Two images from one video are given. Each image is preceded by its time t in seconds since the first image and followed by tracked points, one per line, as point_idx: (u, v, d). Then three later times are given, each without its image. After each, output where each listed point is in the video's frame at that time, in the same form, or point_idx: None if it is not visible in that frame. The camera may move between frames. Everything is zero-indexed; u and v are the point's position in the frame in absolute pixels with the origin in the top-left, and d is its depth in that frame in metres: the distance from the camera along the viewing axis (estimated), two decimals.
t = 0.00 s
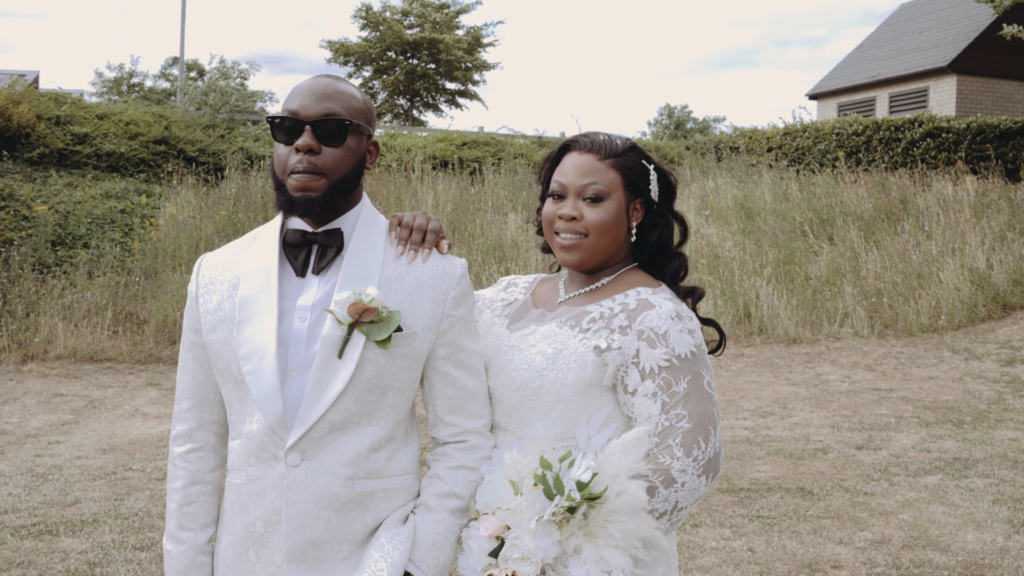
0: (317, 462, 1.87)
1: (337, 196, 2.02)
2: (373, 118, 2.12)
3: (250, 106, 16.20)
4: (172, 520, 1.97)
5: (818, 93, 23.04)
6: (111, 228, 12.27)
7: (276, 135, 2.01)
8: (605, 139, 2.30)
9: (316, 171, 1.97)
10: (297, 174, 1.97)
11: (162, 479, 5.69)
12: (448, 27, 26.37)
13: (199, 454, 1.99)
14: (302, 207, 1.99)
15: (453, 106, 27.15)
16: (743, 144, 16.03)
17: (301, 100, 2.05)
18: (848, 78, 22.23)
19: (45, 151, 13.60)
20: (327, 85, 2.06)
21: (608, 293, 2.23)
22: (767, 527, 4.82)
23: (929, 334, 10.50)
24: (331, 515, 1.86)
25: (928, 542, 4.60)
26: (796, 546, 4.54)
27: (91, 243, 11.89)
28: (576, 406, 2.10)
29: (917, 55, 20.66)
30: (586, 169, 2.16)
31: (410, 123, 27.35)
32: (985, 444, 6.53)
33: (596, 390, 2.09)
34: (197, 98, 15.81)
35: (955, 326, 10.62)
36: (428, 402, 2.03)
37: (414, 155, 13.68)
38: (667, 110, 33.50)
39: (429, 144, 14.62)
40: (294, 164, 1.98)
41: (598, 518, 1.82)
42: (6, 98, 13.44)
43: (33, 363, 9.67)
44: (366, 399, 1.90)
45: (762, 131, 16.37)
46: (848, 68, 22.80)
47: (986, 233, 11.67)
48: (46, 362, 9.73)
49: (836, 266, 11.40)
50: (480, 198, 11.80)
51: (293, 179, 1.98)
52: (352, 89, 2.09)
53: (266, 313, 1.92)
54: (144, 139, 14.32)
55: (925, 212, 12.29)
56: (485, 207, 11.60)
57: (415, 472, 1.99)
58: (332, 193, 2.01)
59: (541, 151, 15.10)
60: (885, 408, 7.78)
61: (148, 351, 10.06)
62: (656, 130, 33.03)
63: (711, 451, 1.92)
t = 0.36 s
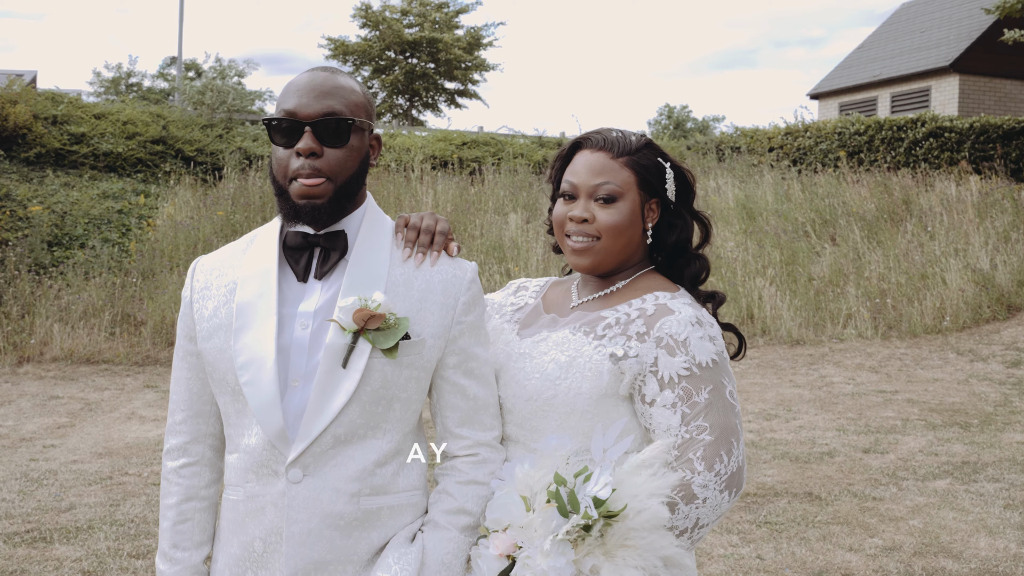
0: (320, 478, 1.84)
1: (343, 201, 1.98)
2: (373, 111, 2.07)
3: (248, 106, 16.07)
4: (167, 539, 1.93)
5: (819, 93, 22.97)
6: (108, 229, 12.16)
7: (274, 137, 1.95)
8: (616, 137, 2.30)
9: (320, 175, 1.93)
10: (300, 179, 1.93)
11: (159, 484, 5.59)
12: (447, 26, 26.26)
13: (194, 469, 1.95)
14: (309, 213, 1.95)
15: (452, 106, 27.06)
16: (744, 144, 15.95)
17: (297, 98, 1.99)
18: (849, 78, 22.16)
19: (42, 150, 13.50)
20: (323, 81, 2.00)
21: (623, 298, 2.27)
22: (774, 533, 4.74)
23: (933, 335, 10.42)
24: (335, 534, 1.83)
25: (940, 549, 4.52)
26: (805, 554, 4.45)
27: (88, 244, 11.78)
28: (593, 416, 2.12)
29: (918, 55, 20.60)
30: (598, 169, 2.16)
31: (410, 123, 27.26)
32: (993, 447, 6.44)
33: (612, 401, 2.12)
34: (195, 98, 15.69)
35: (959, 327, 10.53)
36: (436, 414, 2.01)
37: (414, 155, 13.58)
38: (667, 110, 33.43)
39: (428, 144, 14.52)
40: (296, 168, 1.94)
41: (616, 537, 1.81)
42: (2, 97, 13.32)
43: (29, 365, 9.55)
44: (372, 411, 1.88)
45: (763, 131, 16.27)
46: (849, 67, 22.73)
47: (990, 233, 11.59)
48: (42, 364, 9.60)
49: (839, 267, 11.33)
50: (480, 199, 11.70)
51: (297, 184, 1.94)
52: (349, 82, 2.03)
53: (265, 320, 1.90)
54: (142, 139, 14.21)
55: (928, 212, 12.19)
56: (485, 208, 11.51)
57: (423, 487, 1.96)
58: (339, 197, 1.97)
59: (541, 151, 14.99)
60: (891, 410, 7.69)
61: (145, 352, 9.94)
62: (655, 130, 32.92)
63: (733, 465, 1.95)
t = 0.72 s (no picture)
0: (323, 495, 1.80)
1: (344, 201, 1.94)
2: (371, 102, 2.01)
3: (246, 106, 15.96)
4: (164, 557, 1.91)
5: (819, 93, 22.90)
6: (105, 230, 12.05)
7: (268, 143, 1.91)
8: (634, 133, 2.32)
9: (317, 177, 1.88)
10: (296, 182, 1.89)
11: (155, 489, 5.49)
12: (446, 25, 26.14)
13: (190, 485, 1.94)
14: (309, 217, 1.90)
15: (451, 105, 26.98)
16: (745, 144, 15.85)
17: (289, 97, 1.94)
18: (850, 78, 22.11)
19: (39, 150, 13.40)
20: (313, 77, 1.94)
21: (643, 303, 2.30)
22: (783, 540, 4.65)
23: (938, 336, 10.33)
24: (339, 554, 1.79)
25: (953, 556, 4.43)
26: (815, 562, 4.37)
27: (85, 244, 11.66)
28: (615, 428, 2.13)
29: (919, 54, 20.55)
30: (616, 168, 2.17)
31: (409, 122, 27.17)
32: (1002, 451, 6.36)
33: (632, 412, 2.12)
34: (193, 98, 15.57)
35: (963, 328, 10.45)
36: (446, 426, 1.95)
37: (413, 155, 13.48)
38: (666, 110, 33.36)
39: (427, 144, 14.42)
40: (292, 172, 1.89)
41: (642, 562, 1.74)
42: None
43: (25, 367, 9.43)
44: (378, 424, 1.83)
45: (764, 131, 16.18)
46: (850, 67, 22.68)
47: (994, 233, 11.51)
48: (38, 366, 9.48)
49: (842, 267, 11.24)
50: (480, 199, 11.60)
51: (294, 188, 1.89)
52: (341, 75, 1.97)
53: (263, 328, 1.86)
54: (139, 139, 14.10)
55: (931, 212, 12.09)
56: (485, 208, 11.41)
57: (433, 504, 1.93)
58: (339, 198, 1.92)
59: (541, 151, 14.89)
60: (897, 413, 7.61)
61: (143, 354, 9.83)
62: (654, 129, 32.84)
63: (764, 482, 1.95)
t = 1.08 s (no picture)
0: (327, 511, 1.80)
1: (342, 198, 1.95)
2: (365, 93, 2.01)
3: (244, 105, 15.86)
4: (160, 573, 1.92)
5: (819, 93, 22.85)
6: (101, 230, 11.95)
7: (260, 143, 1.91)
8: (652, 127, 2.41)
9: (315, 173, 1.89)
10: (292, 179, 1.89)
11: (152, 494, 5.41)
12: (445, 24, 26.04)
13: (187, 500, 1.96)
14: (308, 213, 1.91)
15: (450, 105, 26.90)
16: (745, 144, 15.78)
17: (280, 93, 1.94)
18: (850, 78, 22.07)
19: (35, 150, 13.32)
20: (304, 69, 1.93)
21: (662, 306, 2.39)
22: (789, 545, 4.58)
23: (941, 337, 10.27)
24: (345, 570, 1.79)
25: (963, 561, 4.36)
26: (822, 567, 4.31)
27: (81, 245, 11.57)
28: (634, 438, 2.20)
29: (920, 54, 20.53)
30: (635, 164, 2.27)
31: (407, 122, 27.07)
32: (1009, 453, 6.29)
33: (654, 421, 2.20)
34: (190, 97, 15.46)
35: (966, 329, 10.39)
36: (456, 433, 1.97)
37: (412, 155, 13.40)
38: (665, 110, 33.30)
39: (426, 143, 14.34)
40: (288, 169, 1.90)
41: None
42: None
43: (20, 369, 9.33)
44: (385, 434, 1.84)
45: (764, 130, 16.10)
46: (849, 67, 22.64)
47: (996, 233, 11.46)
48: (34, 367, 9.38)
49: (843, 268, 11.17)
50: (479, 199, 11.53)
51: (289, 184, 1.90)
52: (334, 66, 1.97)
53: (261, 334, 1.87)
54: (136, 138, 14.00)
55: (932, 212, 12.02)
56: (484, 208, 11.33)
57: (442, 518, 1.93)
58: (337, 195, 1.93)
59: (541, 151, 14.82)
60: (901, 414, 7.54)
61: (140, 355, 9.73)
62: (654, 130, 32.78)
63: (794, 496, 1.99)
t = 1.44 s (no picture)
0: (325, 524, 1.77)
1: (340, 190, 1.93)
2: (360, 80, 2.01)
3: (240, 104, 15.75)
4: None
5: (818, 92, 22.79)
6: (96, 230, 11.84)
7: (254, 131, 1.90)
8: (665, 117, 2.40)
9: (314, 162, 1.88)
10: (290, 168, 1.87)
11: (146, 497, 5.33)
12: (442, 23, 25.98)
13: (177, 513, 1.92)
14: (306, 203, 1.89)
15: (447, 104, 26.81)
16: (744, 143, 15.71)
17: (273, 78, 1.92)
18: (849, 77, 22.04)
19: (29, 149, 13.21)
20: (299, 54, 1.92)
21: (676, 307, 2.39)
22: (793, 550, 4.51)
23: (941, 337, 10.21)
24: None
25: (970, 565, 4.30)
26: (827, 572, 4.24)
27: (76, 244, 11.46)
28: (649, 446, 2.20)
29: (919, 53, 20.51)
30: (647, 157, 2.27)
31: (404, 122, 26.97)
32: (1013, 455, 6.22)
33: (670, 428, 2.20)
34: (186, 97, 15.36)
35: (967, 329, 10.34)
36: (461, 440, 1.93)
37: (409, 154, 13.32)
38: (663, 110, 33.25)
39: (423, 143, 14.26)
40: (285, 159, 1.88)
41: None
42: None
43: (13, 370, 9.23)
44: (385, 442, 1.79)
45: (763, 130, 16.04)
46: (848, 66, 22.60)
47: (996, 232, 11.42)
48: (27, 368, 9.29)
49: (843, 267, 11.11)
50: (477, 198, 11.45)
51: (286, 174, 1.88)
52: (328, 52, 1.96)
53: (254, 337, 1.83)
54: (131, 137, 13.89)
55: (932, 211, 11.96)
56: (481, 208, 11.25)
57: (447, 530, 1.89)
58: (336, 185, 1.91)
59: (538, 150, 14.74)
60: (903, 416, 7.48)
61: (134, 356, 9.63)
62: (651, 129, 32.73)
63: (817, 508, 2.00)
